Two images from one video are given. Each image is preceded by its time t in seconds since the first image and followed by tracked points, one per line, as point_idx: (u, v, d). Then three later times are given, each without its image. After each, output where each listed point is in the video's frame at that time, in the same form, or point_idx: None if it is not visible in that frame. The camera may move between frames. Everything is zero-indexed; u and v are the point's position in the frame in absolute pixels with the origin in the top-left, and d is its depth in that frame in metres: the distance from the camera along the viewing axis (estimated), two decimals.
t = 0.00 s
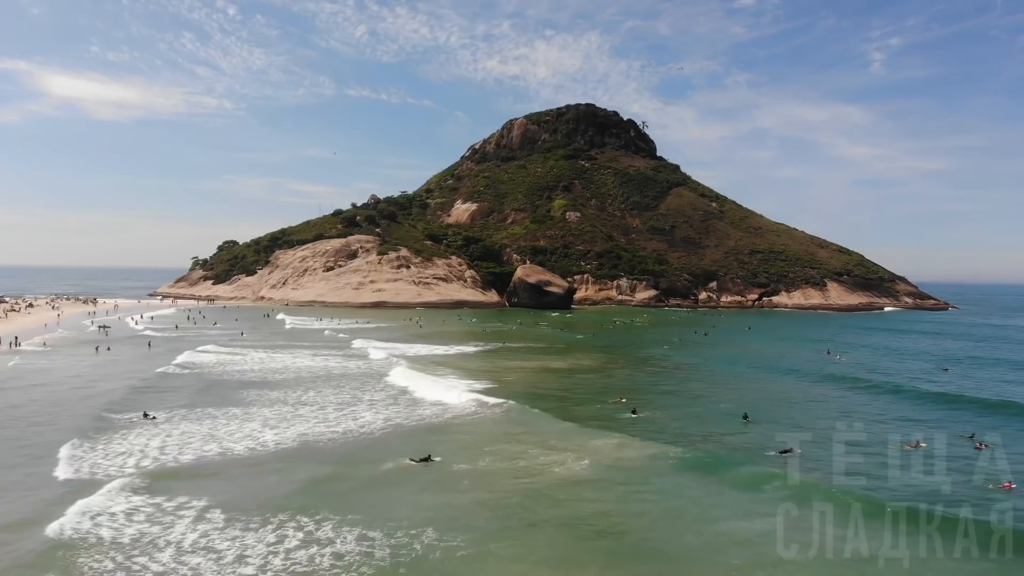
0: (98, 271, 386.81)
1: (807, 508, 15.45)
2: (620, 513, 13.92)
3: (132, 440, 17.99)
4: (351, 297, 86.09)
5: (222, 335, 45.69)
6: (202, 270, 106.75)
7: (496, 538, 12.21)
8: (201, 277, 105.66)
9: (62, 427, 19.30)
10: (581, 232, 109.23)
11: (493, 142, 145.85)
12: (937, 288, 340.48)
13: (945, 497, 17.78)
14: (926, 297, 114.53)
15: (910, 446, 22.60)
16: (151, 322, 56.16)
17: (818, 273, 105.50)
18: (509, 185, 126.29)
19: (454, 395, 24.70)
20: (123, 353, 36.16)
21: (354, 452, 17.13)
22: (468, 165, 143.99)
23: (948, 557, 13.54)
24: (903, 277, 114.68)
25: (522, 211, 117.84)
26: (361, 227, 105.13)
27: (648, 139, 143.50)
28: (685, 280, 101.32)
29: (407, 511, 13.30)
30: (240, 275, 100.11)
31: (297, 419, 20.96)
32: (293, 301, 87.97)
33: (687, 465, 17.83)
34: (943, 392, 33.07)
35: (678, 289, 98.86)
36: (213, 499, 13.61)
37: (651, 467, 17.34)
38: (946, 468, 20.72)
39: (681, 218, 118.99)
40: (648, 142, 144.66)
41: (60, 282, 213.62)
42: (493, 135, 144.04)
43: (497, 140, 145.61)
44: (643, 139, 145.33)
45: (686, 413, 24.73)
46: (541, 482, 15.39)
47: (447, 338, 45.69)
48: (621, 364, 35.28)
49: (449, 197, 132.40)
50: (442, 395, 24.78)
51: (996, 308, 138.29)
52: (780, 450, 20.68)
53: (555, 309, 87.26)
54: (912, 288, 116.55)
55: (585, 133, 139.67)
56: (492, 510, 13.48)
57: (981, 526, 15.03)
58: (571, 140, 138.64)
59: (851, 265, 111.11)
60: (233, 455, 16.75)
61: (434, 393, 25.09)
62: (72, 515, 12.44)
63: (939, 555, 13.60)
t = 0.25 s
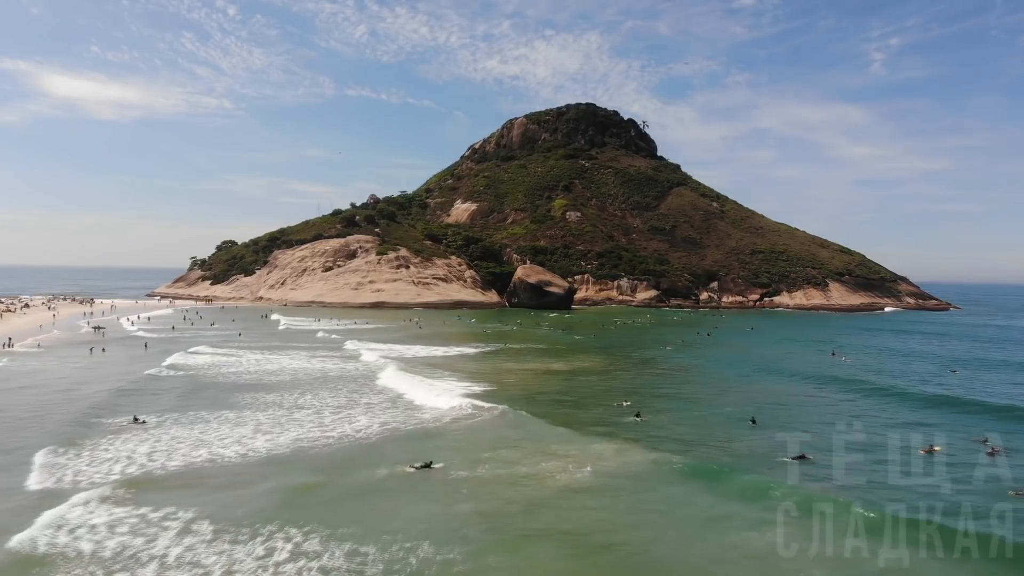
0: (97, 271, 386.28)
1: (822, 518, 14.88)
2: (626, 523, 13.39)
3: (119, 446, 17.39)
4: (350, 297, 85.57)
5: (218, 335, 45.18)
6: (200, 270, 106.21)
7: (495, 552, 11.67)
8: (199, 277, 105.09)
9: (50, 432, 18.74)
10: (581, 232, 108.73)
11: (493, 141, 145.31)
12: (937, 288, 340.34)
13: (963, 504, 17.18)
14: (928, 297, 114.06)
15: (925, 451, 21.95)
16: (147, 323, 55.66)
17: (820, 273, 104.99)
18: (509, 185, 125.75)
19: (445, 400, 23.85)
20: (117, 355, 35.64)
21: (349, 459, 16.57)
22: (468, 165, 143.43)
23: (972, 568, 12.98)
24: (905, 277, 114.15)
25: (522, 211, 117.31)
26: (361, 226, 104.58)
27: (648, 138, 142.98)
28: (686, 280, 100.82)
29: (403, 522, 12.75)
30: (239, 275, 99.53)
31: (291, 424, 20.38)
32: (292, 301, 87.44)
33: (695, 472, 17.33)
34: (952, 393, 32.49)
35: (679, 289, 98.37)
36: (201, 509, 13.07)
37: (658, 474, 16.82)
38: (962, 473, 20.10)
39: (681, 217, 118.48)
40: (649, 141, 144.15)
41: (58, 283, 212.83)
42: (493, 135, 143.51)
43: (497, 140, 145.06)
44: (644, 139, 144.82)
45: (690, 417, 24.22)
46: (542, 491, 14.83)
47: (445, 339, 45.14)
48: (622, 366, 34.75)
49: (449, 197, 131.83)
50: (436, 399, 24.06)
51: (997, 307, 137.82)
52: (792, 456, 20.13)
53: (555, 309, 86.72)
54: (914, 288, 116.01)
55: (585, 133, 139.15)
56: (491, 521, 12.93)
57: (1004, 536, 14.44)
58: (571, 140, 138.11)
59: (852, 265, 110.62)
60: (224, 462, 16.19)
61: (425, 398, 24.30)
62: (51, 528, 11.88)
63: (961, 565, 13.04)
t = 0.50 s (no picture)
0: (96, 271, 385.54)
1: (838, 531, 14.27)
2: (632, 537, 12.79)
3: (105, 452, 16.80)
4: (349, 298, 84.99)
5: (214, 336, 44.61)
6: (199, 270, 105.62)
7: (494, 567, 11.11)
8: (197, 277, 104.51)
9: (36, 436, 18.15)
10: (581, 232, 108.19)
11: (493, 140, 144.73)
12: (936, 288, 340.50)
13: (984, 511, 16.55)
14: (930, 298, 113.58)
15: (941, 456, 21.28)
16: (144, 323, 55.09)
17: (821, 273, 104.46)
18: (509, 184, 125.24)
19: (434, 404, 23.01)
20: (111, 356, 35.08)
21: (343, 465, 15.98)
22: (467, 164, 142.83)
23: None
24: (907, 277, 113.57)
25: (522, 211, 116.74)
26: (360, 226, 104.00)
27: (648, 138, 142.44)
28: (687, 280, 100.27)
29: (397, 534, 12.17)
30: (237, 275, 98.97)
31: (285, 428, 19.79)
32: (290, 301, 86.89)
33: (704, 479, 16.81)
34: (961, 395, 31.93)
35: (680, 289, 97.86)
36: (187, 520, 12.52)
37: (665, 481, 16.28)
38: (979, 479, 19.51)
39: (682, 217, 117.93)
40: (650, 141, 143.65)
41: (56, 283, 212.01)
42: (493, 134, 142.95)
43: (497, 139, 144.48)
44: (644, 139, 144.25)
45: (696, 421, 23.69)
46: (542, 501, 14.26)
47: (445, 340, 44.55)
48: (625, 367, 34.20)
49: (449, 197, 131.23)
50: (429, 402, 23.34)
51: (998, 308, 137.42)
52: (804, 461, 19.57)
53: (555, 309, 86.13)
54: (915, 288, 115.46)
55: (585, 132, 138.54)
56: (489, 534, 12.35)
57: None
58: (571, 139, 137.59)
59: (854, 265, 110.03)
60: (214, 468, 15.61)
61: (415, 403, 23.48)
62: (27, 540, 11.31)
63: None
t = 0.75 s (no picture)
0: (95, 271, 385.00)
1: (853, 538, 13.72)
2: (638, 548, 12.23)
3: (92, 458, 16.23)
4: (348, 298, 84.39)
5: (211, 337, 44.04)
6: (197, 270, 105.03)
7: None
8: (196, 278, 103.92)
9: (22, 441, 17.58)
10: (582, 231, 107.63)
11: (493, 140, 144.17)
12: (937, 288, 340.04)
13: (1003, 517, 15.98)
14: (932, 298, 113.08)
15: (955, 460, 20.70)
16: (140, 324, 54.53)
17: (823, 273, 103.91)
18: (509, 184, 124.70)
19: (419, 410, 22.14)
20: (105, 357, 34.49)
21: (337, 472, 15.41)
22: (467, 164, 142.24)
23: None
24: (909, 277, 113.02)
25: (523, 210, 116.18)
26: (359, 226, 103.41)
27: (649, 137, 141.91)
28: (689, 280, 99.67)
29: (392, 546, 11.60)
30: (236, 275, 98.39)
31: (278, 432, 19.22)
32: (289, 301, 86.32)
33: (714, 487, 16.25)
34: (970, 396, 31.33)
35: (681, 289, 97.29)
36: (172, 531, 11.95)
37: (674, 489, 15.72)
38: (995, 483, 18.94)
39: (683, 217, 117.37)
40: (650, 140, 143.11)
41: (55, 283, 211.29)
42: (493, 133, 142.42)
43: (497, 139, 143.95)
44: (645, 138, 143.69)
45: (702, 425, 23.13)
46: (544, 509, 13.72)
47: (444, 341, 43.93)
48: (627, 369, 33.63)
49: (448, 196, 130.64)
50: (420, 407, 22.62)
51: (1000, 308, 136.89)
52: (817, 467, 18.98)
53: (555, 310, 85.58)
54: (917, 288, 114.88)
55: (586, 131, 137.98)
56: (488, 546, 11.79)
57: None
58: (571, 139, 137.04)
59: (856, 265, 109.46)
60: (203, 475, 15.02)
61: (401, 407, 22.61)
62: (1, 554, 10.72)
63: None
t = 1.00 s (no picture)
0: (95, 272, 383.95)
1: (871, 550, 13.19)
2: (648, 562, 11.68)
3: (78, 464, 15.66)
4: (347, 298, 83.77)
5: (207, 337, 43.42)
6: (195, 270, 104.44)
7: None
8: (194, 278, 103.33)
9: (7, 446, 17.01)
10: (582, 231, 107.10)
11: (493, 139, 143.69)
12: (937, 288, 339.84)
13: None
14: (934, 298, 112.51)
15: (970, 466, 20.15)
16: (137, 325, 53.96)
17: (824, 273, 103.38)
18: (509, 184, 124.19)
19: (409, 414, 21.42)
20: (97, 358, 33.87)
21: (331, 480, 14.84)
22: (467, 164, 141.63)
23: None
24: (911, 277, 112.48)
25: (523, 210, 115.61)
26: (358, 226, 102.84)
27: (649, 137, 141.38)
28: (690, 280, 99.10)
29: (386, 560, 11.04)
30: (234, 276, 97.80)
31: (272, 437, 18.66)
32: (287, 301, 85.74)
33: (726, 497, 15.65)
34: (980, 399, 30.77)
35: (682, 289, 96.74)
36: (155, 544, 11.37)
37: (683, 497, 15.17)
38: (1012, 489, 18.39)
39: (684, 217, 116.80)
40: (651, 139, 142.59)
41: (54, 283, 210.98)
42: (493, 133, 141.90)
43: (497, 138, 143.46)
44: (645, 138, 143.10)
45: (707, 429, 22.51)
46: (547, 519, 13.17)
47: (444, 342, 43.28)
48: (631, 371, 33.07)
49: (448, 196, 130.05)
50: (413, 412, 21.90)
51: (1002, 308, 136.44)
52: (831, 474, 18.35)
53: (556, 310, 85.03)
54: (919, 288, 114.33)
55: (586, 130, 137.46)
56: (488, 560, 11.22)
57: None
58: (571, 138, 136.53)
59: (857, 265, 108.92)
60: (192, 483, 14.44)
61: (389, 412, 21.82)
62: None
63: None
